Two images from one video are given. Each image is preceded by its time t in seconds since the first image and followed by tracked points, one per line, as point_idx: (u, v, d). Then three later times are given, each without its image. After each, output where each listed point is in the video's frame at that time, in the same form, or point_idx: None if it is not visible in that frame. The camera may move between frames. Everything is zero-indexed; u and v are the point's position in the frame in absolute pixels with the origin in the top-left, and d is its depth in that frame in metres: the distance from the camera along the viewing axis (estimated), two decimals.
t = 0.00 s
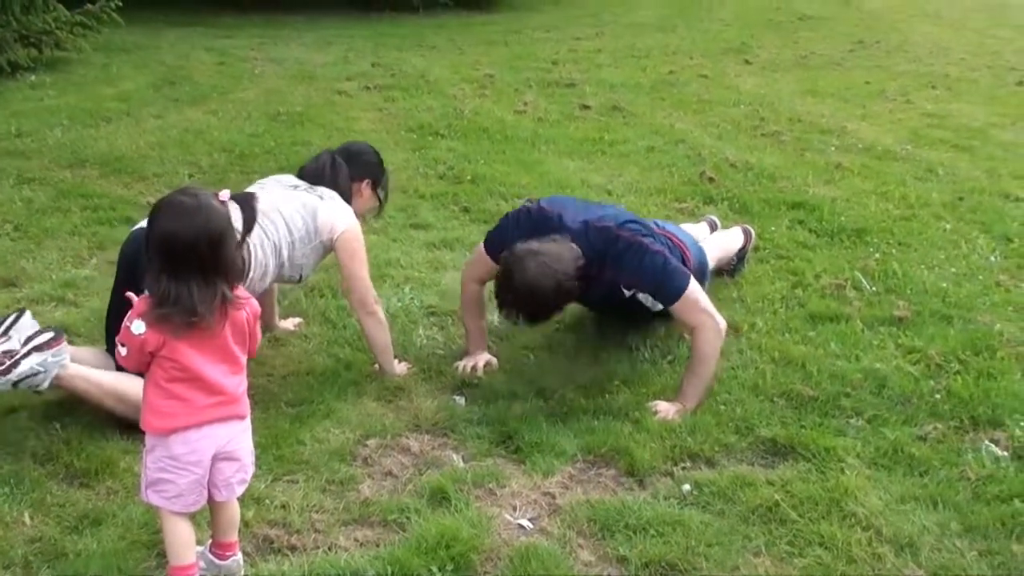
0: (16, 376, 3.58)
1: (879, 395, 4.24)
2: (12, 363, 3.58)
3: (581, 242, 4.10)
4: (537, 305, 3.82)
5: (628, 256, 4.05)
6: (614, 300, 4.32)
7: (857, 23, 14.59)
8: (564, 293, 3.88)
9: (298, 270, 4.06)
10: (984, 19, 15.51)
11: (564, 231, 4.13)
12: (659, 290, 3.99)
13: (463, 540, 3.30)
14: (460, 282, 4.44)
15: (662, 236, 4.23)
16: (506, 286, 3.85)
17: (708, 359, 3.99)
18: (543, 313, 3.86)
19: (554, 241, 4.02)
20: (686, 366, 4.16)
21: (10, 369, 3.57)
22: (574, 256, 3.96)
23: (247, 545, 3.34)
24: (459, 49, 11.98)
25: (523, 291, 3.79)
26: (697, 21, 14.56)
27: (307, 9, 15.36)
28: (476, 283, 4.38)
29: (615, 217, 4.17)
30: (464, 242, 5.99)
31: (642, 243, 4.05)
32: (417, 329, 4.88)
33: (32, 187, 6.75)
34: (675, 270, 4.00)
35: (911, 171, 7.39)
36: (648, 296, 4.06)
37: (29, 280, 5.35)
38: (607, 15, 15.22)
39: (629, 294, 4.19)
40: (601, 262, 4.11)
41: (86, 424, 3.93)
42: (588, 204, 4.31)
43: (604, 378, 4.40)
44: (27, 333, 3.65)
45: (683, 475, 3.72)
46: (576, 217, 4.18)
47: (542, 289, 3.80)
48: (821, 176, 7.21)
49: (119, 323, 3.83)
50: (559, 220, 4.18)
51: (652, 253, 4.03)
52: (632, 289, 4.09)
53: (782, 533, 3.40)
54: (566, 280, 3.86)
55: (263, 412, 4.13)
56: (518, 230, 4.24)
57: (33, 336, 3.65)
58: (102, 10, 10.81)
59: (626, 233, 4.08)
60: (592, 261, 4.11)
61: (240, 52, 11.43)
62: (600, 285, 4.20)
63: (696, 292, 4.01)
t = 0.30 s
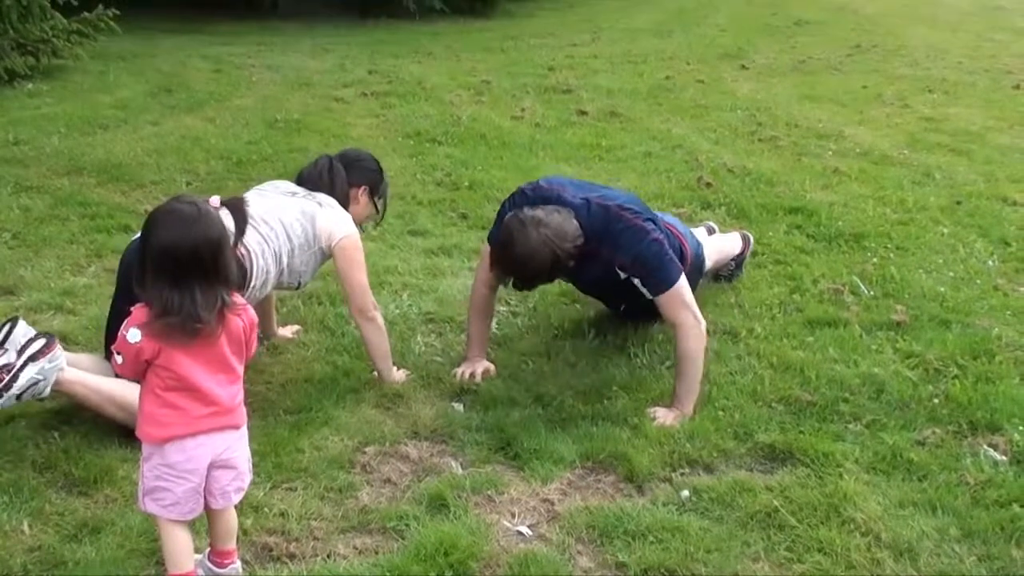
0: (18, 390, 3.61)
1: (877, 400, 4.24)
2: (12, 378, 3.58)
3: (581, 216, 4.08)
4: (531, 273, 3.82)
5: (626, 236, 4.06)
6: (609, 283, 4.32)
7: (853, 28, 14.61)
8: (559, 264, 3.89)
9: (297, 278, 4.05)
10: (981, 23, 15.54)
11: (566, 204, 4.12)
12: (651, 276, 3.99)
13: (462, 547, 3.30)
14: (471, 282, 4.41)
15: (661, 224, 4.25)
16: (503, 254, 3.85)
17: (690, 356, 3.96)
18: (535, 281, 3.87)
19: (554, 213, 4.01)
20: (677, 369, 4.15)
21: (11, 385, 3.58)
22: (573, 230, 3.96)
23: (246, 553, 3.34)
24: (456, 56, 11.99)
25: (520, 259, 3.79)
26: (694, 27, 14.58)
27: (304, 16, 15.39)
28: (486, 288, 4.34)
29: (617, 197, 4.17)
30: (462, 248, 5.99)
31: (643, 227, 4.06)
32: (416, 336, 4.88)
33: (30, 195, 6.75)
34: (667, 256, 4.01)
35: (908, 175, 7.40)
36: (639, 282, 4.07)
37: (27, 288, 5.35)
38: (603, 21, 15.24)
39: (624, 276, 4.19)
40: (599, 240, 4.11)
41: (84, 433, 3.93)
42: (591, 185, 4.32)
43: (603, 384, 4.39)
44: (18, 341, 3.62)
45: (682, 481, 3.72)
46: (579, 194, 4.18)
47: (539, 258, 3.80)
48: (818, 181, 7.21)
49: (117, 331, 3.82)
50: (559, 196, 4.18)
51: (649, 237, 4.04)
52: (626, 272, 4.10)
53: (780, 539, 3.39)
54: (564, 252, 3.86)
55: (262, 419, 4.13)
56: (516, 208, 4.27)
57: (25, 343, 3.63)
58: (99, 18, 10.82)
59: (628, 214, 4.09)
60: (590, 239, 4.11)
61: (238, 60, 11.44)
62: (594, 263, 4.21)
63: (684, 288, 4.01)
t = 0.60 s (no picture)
0: (24, 404, 3.65)
1: (880, 403, 4.25)
2: (15, 393, 3.62)
3: (588, 201, 4.09)
4: (541, 252, 3.83)
5: (631, 226, 4.06)
6: (611, 271, 4.32)
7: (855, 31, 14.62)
8: (567, 246, 3.90)
9: (283, 276, 4.00)
10: (983, 25, 15.55)
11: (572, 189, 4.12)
12: (653, 267, 3.98)
13: (466, 550, 3.31)
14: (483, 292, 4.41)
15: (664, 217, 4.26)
16: (512, 231, 3.85)
17: (684, 354, 3.97)
18: (541, 261, 3.87)
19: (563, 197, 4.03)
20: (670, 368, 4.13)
21: (15, 400, 3.62)
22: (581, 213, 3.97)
23: (250, 555, 3.34)
24: (458, 59, 12.01)
25: (530, 239, 3.80)
26: (696, 30, 14.60)
27: (306, 20, 15.42)
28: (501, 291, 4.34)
29: (623, 187, 4.18)
30: (464, 252, 5.99)
31: (647, 218, 4.08)
32: (419, 339, 4.89)
33: (34, 200, 6.76)
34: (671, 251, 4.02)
35: (912, 178, 7.40)
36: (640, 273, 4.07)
37: (31, 292, 5.36)
38: (605, 24, 15.26)
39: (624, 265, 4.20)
40: (603, 228, 4.11)
41: (88, 436, 3.94)
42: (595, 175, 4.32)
43: (606, 387, 4.40)
44: (17, 355, 3.63)
45: (686, 484, 3.72)
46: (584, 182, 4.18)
47: (549, 237, 3.81)
48: (821, 184, 7.22)
49: (120, 334, 3.82)
50: (565, 181, 4.18)
51: (654, 227, 4.06)
52: (629, 262, 4.11)
53: (784, 542, 3.40)
54: (574, 234, 3.87)
55: (265, 422, 4.13)
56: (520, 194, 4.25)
57: (24, 357, 3.64)
58: (102, 22, 10.84)
59: (634, 204, 4.10)
60: (596, 224, 4.10)
61: (240, 63, 11.46)
62: (597, 251, 4.19)
63: (679, 287, 4.01)
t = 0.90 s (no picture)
0: (39, 406, 3.69)
1: (892, 402, 4.24)
2: (31, 394, 3.66)
3: (600, 198, 4.08)
4: (554, 251, 3.83)
5: (643, 225, 4.06)
6: (623, 269, 4.33)
7: (862, 28, 14.60)
8: (581, 244, 3.90)
9: (313, 286, 4.04)
10: (991, 22, 15.51)
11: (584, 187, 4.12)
12: (663, 267, 3.98)
13: (478, 553, 3.31)
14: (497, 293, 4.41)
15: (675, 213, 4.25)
16: (525, 231, 3.85)
17: (692, 354, 3.97)
18: (554, 260, 3.88)
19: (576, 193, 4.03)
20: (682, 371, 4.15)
21: (31, 402, 3.67)
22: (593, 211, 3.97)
23: (263, 559, 3.35)
24: (465, 62, 12.02)
25: (544, 238, 3.80)
26: (702, 29, 14.59)
27: (313, 24, 15.45)
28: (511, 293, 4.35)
29: (634, 183, 4.17)
30: (474, 254, 6.00)
31: (658, 216, 4.08)
32: (429, 342, 4.90)
33: (43, 206, 6.79)
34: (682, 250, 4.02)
35: (921, 176, 7.39)
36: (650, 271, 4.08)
37: (42, 297, 5.38)
38: (611, 24, 15.26)
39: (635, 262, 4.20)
40: (614, 225, 4.11)
41: (101, 441, 3.95)
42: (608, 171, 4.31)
43: (617, 389, 4.40)
44: (32, 356, 3.67)
45: (697, 485, 3.72)
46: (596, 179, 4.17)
47: (562, 236, 3.81)
48: (830, 183, 7.21)
49: (133, 339, 3.84)
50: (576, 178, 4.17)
51: (665, 225, 4.06)
52: (640, 260, 4.11)
53: (797, 543, 3.40)
54: (586, 232, 3.87)
55: (277, 426, 4.14)
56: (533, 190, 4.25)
57: (39, 358, 3.68)
58: (109, 28, 10.87)
59: (646, 202, 4.09)
60: (608, 221, 4.10)
61: (247, 68, 11.48)
62: (609, 248, 4.20)
63: (688, 288, 4.02)
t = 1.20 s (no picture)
0: (43, 409, 3.72)
1: (900, 406, 4.23)
2: (35, 399, 3.69)
3: (608, 201, 4.09)
4: (562, 256, 3.83)
5: (650, 229, 4.07)
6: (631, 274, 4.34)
7: (870, 31, 14.58)
8: (589, 248, 3.90)
9: (344, 303, 4.10)
10: (1000, 25, 15.48)
11: (592, 190, 4.12)
12: (670, 272, 3.98)
13: (485, 556, 3.31)
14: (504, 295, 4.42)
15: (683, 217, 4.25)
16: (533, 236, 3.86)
17: (699, 358, 3.97)
18: (565, 265, 3.88)
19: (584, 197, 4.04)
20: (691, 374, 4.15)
21: (36, 406, 3.70)
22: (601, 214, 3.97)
23: (271, 562, 3.35)
24: (473, 66, 12.04)
25: (552, 242, 3.81)
26: (710, 33, 14.60)
27: (321, 29, 15.49)
28: (518, 297, 4.37)
29: (641, 186, 4.17)
30: (482, 258, 6.01)
31: (665, 220, 4.08)
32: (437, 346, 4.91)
33: (52, 210, 6.81)
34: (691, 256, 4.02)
35: (929, 179, 7.37)
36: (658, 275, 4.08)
37: (51, 302, 5.40)
38: (619, 28, 15.26)
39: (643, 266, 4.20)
40: (621, 230, 4.12)
41: (109, 444, 3.97)
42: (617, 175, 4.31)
43: (624, 392, 4.39)
44: (34, 360, 3.69)
45: (705, 488, 3.72)
46: (604, 182, 4.18)
47: (570, 240, 3.81)
48: (838, 186, 7.20)
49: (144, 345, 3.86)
50: (584, 183, 4.18)
51: (672, 230, 4.06)
52: (647, 264, 4.11)
53: (804, 546, 3.39)
54: (593, 234, 3.88)
55: (285, 429, 4.15)
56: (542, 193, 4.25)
57: (41, 362, 3.70)
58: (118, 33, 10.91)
59: (653, 206, 4.09)
60: (616, 225, 4.10)
61: (256, 72, 11.52)
62: (616, 252, 4.20)
63: (698, 290, 4.01)
